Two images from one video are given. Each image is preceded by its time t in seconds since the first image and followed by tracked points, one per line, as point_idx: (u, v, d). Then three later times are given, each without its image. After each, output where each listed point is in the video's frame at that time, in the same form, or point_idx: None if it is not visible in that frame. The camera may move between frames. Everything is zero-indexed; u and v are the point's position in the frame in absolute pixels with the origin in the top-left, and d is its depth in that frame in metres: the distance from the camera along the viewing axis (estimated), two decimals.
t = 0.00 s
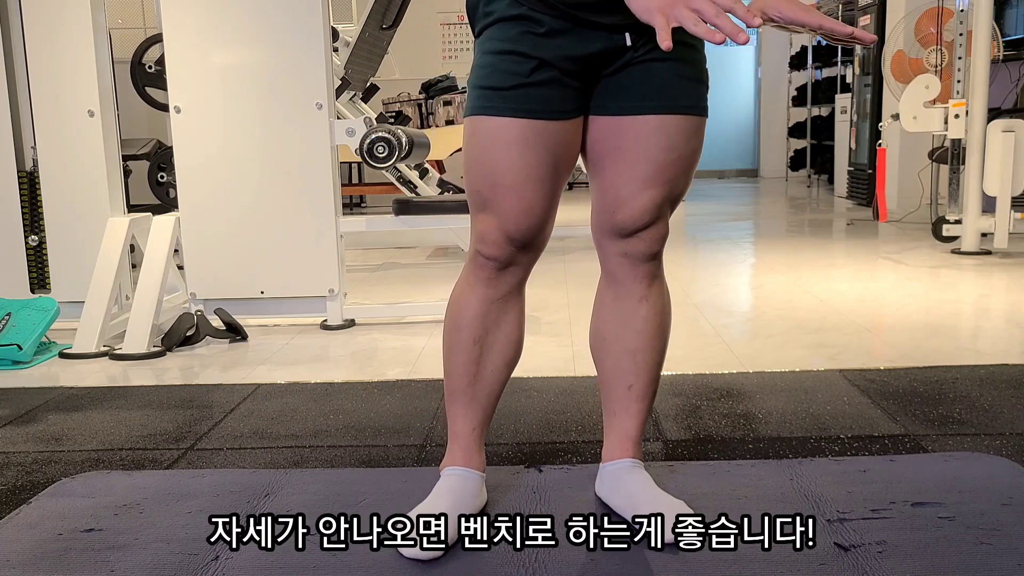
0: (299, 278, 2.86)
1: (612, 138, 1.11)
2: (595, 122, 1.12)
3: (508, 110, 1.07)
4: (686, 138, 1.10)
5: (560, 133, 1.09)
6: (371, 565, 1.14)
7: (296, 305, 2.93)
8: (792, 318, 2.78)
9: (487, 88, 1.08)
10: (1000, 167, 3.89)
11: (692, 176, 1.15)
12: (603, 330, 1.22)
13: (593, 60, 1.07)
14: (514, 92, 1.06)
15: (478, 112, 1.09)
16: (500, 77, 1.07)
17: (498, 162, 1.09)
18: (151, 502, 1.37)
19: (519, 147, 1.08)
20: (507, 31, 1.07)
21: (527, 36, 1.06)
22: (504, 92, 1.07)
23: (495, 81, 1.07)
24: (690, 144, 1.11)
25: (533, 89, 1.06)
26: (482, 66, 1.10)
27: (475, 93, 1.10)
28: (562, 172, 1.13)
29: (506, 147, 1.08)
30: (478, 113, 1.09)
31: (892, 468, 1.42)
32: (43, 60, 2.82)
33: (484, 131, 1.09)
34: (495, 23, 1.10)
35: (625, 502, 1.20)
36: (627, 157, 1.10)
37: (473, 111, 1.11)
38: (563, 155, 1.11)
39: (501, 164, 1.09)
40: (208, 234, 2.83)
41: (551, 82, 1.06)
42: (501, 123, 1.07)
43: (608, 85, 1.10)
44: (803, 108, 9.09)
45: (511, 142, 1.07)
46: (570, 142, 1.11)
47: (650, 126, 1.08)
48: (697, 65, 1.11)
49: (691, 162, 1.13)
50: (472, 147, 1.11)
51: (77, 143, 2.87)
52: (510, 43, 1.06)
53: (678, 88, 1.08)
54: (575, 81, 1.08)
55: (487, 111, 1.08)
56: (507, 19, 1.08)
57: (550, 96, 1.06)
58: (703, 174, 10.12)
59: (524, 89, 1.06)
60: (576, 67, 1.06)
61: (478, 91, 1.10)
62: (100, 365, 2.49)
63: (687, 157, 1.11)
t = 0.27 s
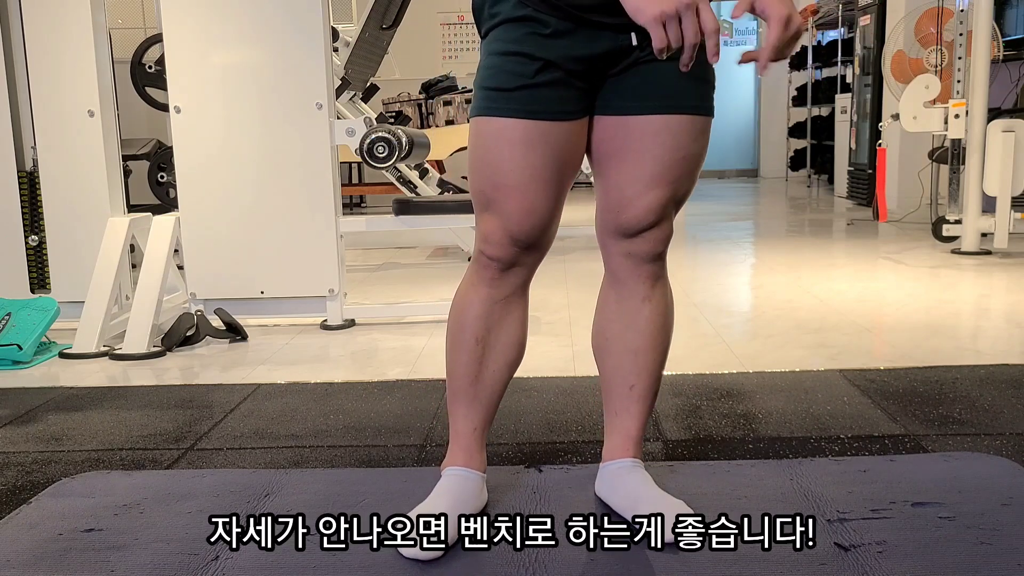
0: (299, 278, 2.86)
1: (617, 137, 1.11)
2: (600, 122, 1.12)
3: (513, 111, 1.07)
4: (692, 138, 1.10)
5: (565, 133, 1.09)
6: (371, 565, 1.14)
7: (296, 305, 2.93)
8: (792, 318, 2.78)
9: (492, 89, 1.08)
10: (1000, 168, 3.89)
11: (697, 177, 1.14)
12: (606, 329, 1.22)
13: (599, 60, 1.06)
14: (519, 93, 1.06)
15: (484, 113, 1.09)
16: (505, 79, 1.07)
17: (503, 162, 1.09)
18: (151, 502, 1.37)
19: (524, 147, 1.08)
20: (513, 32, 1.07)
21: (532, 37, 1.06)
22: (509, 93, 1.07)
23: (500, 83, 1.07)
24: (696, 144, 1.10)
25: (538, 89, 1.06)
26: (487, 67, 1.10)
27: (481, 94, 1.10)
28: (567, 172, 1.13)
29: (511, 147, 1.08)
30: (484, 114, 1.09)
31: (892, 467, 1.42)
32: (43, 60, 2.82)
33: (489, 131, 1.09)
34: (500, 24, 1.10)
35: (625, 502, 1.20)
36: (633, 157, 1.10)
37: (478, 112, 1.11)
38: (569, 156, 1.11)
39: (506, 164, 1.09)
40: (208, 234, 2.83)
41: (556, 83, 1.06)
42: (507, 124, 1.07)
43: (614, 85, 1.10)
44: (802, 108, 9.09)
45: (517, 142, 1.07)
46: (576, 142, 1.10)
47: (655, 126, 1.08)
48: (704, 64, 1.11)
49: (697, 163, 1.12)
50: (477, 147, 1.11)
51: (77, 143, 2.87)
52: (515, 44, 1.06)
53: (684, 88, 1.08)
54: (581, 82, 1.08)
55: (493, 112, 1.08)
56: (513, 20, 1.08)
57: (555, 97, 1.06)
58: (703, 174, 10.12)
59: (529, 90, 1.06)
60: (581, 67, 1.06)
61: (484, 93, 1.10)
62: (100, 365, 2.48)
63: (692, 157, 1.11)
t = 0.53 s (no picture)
0: (299, 278, 2.86)
1: (626, 135, 1.11)
2: (609, 120, 1.12)
3: (519, 108, 1.07)
4: (700, 138, 1.10)
5: (573, 131, 1.08)
6: (371, 565, 1.14)
7: (296, 305, 2.93)
8: (792, 318, 2.78)
9: (499, 85, 1.08)
10: (1000, 168, 3.89)
11: (705, 179, 1.14)
12: (610, 330, 1.22)
13: (608, 54, 1.05)
14: (525, 90, 1.06)
15: (491, 110, 1.10)
16: (512, 74, 1.07)
17: (510, 160, 1.09)
18: (151, 502, 1.37)
19: (531, 146, 1.08)
20: (521, 26, 1.07)
21: (539, 32, 1.05)
22: (516, 89, 1.07)
23: (506, 79, 1.07)
24: (704, 144, 1.10)
25: (543, 85, 1.06)
26: (495, 62, 1.10)
27: (488, 90, 1.10)
28: (575, 172, 1.12)
29: (517, 146, 1.08)
30: (491, 111, 1.10)
31: (892, 467, 1.42)
32: (43, 60, 2.83)
33: (495, 130, 1.09)
34: (508, 18, 1.09)
35: (624, 503, 1.20)
36: (641, 155, 1.10)
37: (486, 110, 1.11)
38: (577, 154, 1.11)
39: (513, 162, 1.09)
40: (208, 234, 2.83)
41: (563, 78, 1.06)
42: (513, 122, 1.07)
43: (623, 80, 1.09)
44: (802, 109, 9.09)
45: (523, 141, 1.08)
46: (584, 140, 1.10)
47: (664, 125, 1.08)
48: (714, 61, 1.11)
49: (705, 163, 1.13)
50: (484, 145, 1.11)
51: (77, 143, 2.87)
52: (522, 39, 1.06)
53: (692, 85, 1.08)
54: (589, 77, 1.07)
55: (499, 109, 1.08)
56: (521, 14, 1.07)
57: (562, 93, 1.06)
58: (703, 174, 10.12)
59: (535, 86, 1.06)
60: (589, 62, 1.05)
61: (491, 89, 1.10)
62: (99, 365, 2.48)
63: (700, 158, 1.11)
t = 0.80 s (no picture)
0: (299, 278, 2.86)
1: (629, 135, 1.11)
2: (612, 118, 1.12)
3: (518, 102, 1.07)
4: (704, 139, 1.10)
5: (574, 127, 1.08)
6: (371, 565, 1.14)
7: (296, 306, 2.93)
8: (792, 318, 2.78)
9: (498, 79, 1.08)
10: (1000, 168, 3.89)
11: (708, 181, 1.14)
12: (613, 332, 1.21)
13: (607, 49, 1.05)
14: (523, 83, 1.06)
15: (491, 104, 1.10)
16: (510, 67, 1.07)
17: (508, 156, 1.09)
18: (151, 502, 1.37)
19: (528, 141, 1.07)
20: (521, 18, 1.07)
21: (538, 24, 1.05)
22: (514, 82, 1.07)
23: (505, 72, 1.08)
24: (707, 144, 1.10)
25: (541, 78, 1.06)
26: (496, 55, 1.10)
27: (488, 85, 1.11)
28: (579, 169, 1.12)
29: (516, 141, 1.08)
30: (491, 105, 1.10)
31: (892, 467, 1.42)
32: (43, 60, 2.83)
33: (495, 124, 1.09)
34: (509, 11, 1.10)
35: (624, 504, 1.20)
36: (643, 155, 1.10)
37: (486, 105, 1.11)
38: (579, 153, 1.10)
39: (511, 158, 1.09)
40: (208, 234, 2.83)
41: (560, 72, 1.05)
42: (512, 116, 1.07)
43: (625, 77, 1.09)
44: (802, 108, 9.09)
45: (522, 136, 1.07)
46: (586, 140, 1.10)
47: (668, 125, 1.08)
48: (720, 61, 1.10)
49: (709, 165, 1.12)
50: (484, 141, 1.11)
51: (77, 143, 2.87)
52: (521, 31, 1.06)
53: (697, 86, 1.08)
54: (590, 72, 1.07)
55: (498, 103, 1.08)
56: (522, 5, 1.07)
57: (559, 87, 1.06)
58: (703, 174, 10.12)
59: (532, 78, 1.06)
60: (588, 55, 1.05)
61: (491, 82, 1.10)
62: (99, 365, 2.48)
63: (703, 159, 1.11)
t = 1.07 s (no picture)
0: (299, 278, 2.86)
1: (619, 136, 1.10)
2: (602, 118, 1.11)
3: (508, 94, 1.07)
4: (694, 141, 1.09)
5: (567, 119, 1.08)
6: (372, 565, 1.14)
7: (296, 306, 2.93)
8: (792, 318, 2.78)
9: (487, 70, 1.09)
10: (1000, 168, 3.89)
11: (699, 181, 1.14)
12: (609, 334, 1.21)
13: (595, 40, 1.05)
14: (510, 74, 1.07)
15: (482, 98, 1.10)
16: (497, 57, 1.07)
17: (505, 150, 1.09)
18: (151, 502, 1.37)
19: (523, 131, 1.07)
20: (506, 6, 1.07)
21: (522, 12, 1.06)
22: (502, 73, 1.07)
23: (493, 61, 1.08)
24: (697, 147, 1.10)
25: (527, 68, 1.06)
26: (484, 46, 1.11)
27: (478, 74, 1.11)
28: (575, 165, 1.11)
29: (510, 134, 1.08)
30: (482, 98, 1.10)
31: (891, 467, 1.43)
32: (43, 60, 2.83)
33: (487, 119, 1.10)
34: None
35: (624, 504, 1.20)
36: (633, 158, 1.09)
37: (478, 99, 1.11)
38: (573, 150, 1.09)
39: (508, 151, 1.09)
40: (208, 234, 2.83)
41: (547, 61, 1.05)
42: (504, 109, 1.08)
43: (614, 73, 1.08)
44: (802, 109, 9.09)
45: (516, 129, 1.08)
46: (579, 135, 1.09)
47: (658, 128, 1.07)
48: (711, 61, 1.09)
49: (700, 166, 1.12)
50: (478, 137, 1.12)
51: (77, 143, 2.87)
52: (506, 21, 1.07)
53: (687, 88, 1.07)
54: (578, 65, 1.07)
55: (490, 95, 1.09)
56: None
57: (546, 77, 1.06)
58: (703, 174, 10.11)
59: (518, 67, 1.06)
60: (574, 45, 1.04)
61: (480, 72, 1.10)
62: (100, 365, 2.49)
63: (694, 160, 1.10)
